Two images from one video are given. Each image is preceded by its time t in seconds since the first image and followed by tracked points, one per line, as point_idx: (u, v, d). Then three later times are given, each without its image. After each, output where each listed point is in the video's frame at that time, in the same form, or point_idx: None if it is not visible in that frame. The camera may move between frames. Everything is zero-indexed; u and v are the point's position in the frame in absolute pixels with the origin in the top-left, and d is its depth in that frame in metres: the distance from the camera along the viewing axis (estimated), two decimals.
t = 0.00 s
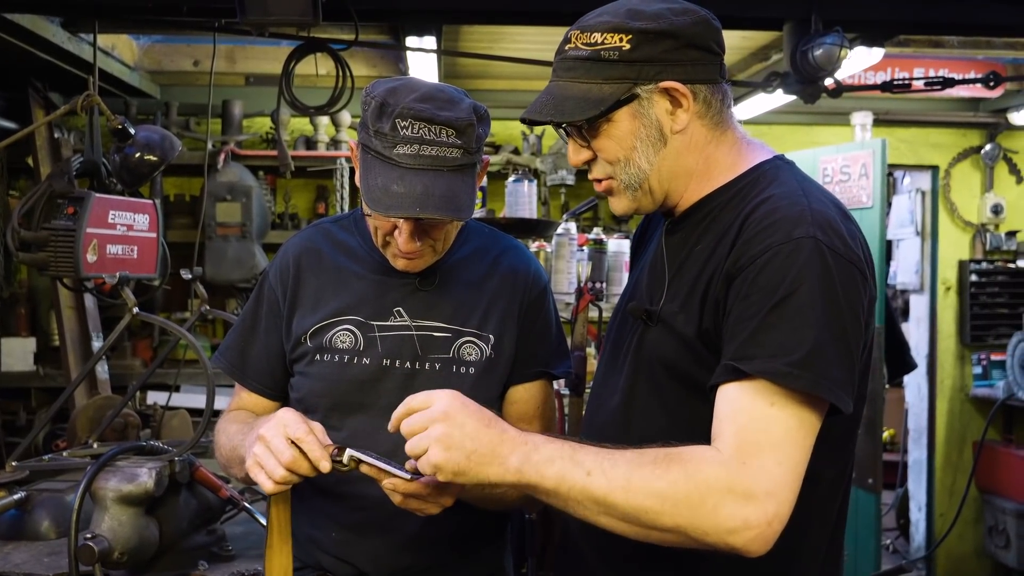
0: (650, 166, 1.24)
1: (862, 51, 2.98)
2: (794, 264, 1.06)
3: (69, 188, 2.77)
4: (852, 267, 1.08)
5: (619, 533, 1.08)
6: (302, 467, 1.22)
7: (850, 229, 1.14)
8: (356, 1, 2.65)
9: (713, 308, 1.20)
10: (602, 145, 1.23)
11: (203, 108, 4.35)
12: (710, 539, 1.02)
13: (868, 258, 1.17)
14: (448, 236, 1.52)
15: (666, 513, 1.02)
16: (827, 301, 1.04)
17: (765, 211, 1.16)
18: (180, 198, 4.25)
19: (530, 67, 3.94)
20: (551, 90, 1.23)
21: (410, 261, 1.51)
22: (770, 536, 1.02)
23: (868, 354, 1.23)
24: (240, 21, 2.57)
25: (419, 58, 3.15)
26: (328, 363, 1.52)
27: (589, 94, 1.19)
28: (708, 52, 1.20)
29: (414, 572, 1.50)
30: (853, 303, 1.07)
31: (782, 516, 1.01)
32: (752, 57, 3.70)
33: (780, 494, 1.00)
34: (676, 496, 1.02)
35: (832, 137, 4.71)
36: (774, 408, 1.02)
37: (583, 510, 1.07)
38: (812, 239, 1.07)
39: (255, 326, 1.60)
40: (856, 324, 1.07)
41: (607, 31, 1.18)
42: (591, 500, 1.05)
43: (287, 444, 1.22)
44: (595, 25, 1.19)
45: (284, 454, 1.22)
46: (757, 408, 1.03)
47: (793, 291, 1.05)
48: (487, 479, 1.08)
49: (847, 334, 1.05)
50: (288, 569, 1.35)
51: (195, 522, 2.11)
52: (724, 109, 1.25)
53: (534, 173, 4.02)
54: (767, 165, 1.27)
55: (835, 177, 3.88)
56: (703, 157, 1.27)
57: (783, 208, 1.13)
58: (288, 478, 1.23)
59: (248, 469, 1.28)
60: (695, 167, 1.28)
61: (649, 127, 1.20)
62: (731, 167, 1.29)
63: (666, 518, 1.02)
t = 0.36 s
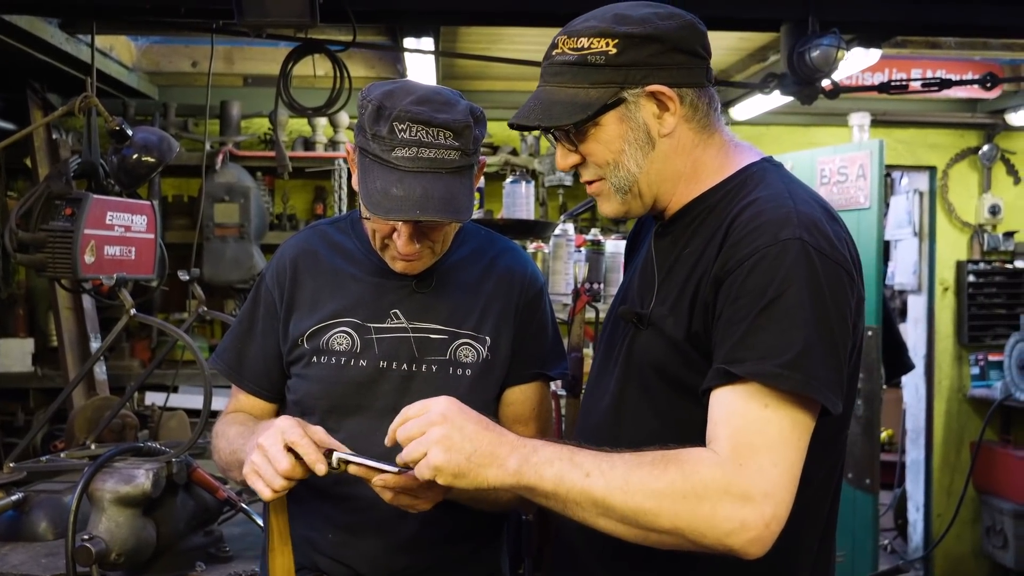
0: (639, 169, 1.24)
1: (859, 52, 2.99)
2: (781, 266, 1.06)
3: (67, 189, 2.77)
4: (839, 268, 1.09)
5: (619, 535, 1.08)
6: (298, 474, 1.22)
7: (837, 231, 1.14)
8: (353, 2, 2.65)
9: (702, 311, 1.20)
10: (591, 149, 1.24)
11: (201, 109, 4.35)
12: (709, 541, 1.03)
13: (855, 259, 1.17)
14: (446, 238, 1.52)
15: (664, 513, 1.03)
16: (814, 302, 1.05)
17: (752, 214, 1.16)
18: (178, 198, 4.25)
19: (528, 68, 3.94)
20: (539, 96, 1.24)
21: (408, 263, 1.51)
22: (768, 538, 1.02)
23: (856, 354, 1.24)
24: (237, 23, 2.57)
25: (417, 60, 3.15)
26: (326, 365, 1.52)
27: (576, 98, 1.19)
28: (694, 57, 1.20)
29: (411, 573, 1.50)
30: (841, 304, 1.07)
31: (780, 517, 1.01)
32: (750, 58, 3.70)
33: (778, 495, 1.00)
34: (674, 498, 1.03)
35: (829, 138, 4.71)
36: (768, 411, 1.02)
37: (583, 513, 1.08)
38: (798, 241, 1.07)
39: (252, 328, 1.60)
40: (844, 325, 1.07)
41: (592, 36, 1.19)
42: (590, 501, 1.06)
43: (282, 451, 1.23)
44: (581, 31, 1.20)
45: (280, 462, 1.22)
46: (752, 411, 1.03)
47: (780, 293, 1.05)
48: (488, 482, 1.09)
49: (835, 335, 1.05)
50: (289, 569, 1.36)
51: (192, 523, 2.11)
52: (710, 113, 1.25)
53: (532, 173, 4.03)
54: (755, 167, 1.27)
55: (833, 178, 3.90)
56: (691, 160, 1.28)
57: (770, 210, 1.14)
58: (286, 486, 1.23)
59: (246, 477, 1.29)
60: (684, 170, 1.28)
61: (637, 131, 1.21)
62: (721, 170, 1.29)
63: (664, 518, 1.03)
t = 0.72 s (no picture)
0: (630, 177, 1.25)
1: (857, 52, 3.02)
2: (765, 263, 1.07)
3: (65, 189, 2.77)
4: (826, 265, 1.09)
5: (569, 521, 1.09)
6: (293, 472, 1.21)
7: (826, 228, 1.15)
8: (350, 2, 2.65)
9: (690, 308, 1.21)
10: (580, 160, 1.25)
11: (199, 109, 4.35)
12: (660, 526, 1.04)
13: (845, 256, 1.18)
14: (442, 237, 1.53)
15: (616, 497, 1.04)
16: (797, 299, 1.05)
17: (741, 212, 1.17)
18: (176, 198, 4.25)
19: (527, 68, 3.95)
20: (525, 112, 1.24)
21: (405, 263, 1.52)
22: (719, 526, 1.03)
23: (848, 352, 1.24)
24: (235, 23, 2.57)
25: (416, 60, 3.16)
26: (323, 364, 1.52)
27: (562, 112, 1.20)
28: (676, 61, 1.21)
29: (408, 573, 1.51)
30: (826, 300, 1.08)
31: (732, 507, 1.03)
32: (747, 58, 3.71)
33: (732, 485, 1.02)
34: (628, 482, 1.04)
35: (827, 138, 4.72)
36: (737, 400, 1.04)
37: (536, 499, 1.09)
38: (783, 238, 1.08)
39: (250, 329, 1.60)
40: (831, 321, 1.08)
41: (574, 49, 1.19)
42: (545, 487, 1.07)
43: (278, 451, 1.22)
44: (561, 45, 1.21)
45: (276, 461, 1.22)
46: (722, 398, 1.04)
47: (764, 289, 1.06)
48: (439, 469, 1.08)
49: (818, 332, 1.06)
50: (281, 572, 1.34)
51: (190, 522, 2.11)
52: (697, 116, 1.26)
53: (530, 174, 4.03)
54: (745, 167, 1.28)
55: (831, 179, 3.90)
56: (681, 164, 1.28)
57: (758, 208, 1.15)
58: (283, 486, 1.23)
59: (241, 478, 1.28)
60: (674, 175, 1.28)
61: (625, 140, 1.21)
62: (711, 171, 1.30)
63: (615, 503, 1.04)
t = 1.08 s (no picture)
0: (622, 178, 1.25)
1: (855, 52, 3.02)
2: (754, 259, 1.08)
3: (62, 188, 2.78)
4: (815, 262, 1.09)
5: (560, 520, 1.09)
6: (290, 470, 1.22)
7: (817, 225, 1.15)
8: (349, 1, 2.65)
9: (682, 305, 1.22)
10: (571, 163, 1.24)
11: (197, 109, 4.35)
12: (651, 524, 1.04)
13: (837, 254, 1.18)
14: (439, 236, 1.52)
15: (607, 495, 1.05)
16: (786, 296, 1.05)
17: (732, 210, 1.17)
18: (174, 198, 4.26)
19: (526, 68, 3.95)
20: (516, 116, 1.24)
21: (403, 262, 1.52)
22: (709, 523, 1.04)
23: (840, 352, 1.24)
24: (233, 22, 2.57)
25: (414, 60, 3.16)
26: (321, 363, 1.52)
27: (552, 115, 1.20)
28: (664, 61, 1.21)
29: (404, 572, 1.51)
30: (816, 298, 1.08)
31: (722, 503, 1.03)
32: (745, 58, 3.71)
33: (721, 481, 1.02)
34: (617, 480, 1.05)
35: (825, 138, 4.72)
36: (726, 396, 1.04)
37: (526, 499, 1.09)
38: (772, 235, 1.08)
39: (247, 326, 1.60)
40: (820, 318, 1.08)
41: (562, 52, 1.20)
42: (535, 486, 1.07)
43: (276, 447, 1.23)
44: (550, 48, 1.21)
45: (273, 457, 1.22)
46: (709, 395, 1.05)
47: (752, 286, 1.07)
48: (428, 469, 1.09)
49: (807, 329, 1.06)
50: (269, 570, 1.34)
51: (188, 522, 2.11)
52: (688, 115, 1.26)
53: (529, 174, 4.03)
54: (738, 165, 1.28)
55: (828, 178, 3.91)
56: (672, 163, 1.28)
57: (748, 205, 1.15)
58: (278, 482, 1.23)
59: (239, 475, 1.27)
60: (666, 174, 1.29)
61: (616, 141, 1.21)
62: (705, 170, 1.30)
63: (606, 501, 1.05)
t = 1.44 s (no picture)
0: (617, 182, 1.25)
1: (853, 52, 3.02)
2: (755, 266, 1.07)
3: (61, 188, 2.79)
4: (815, 267, 1.09)
5: (575, 531, 1.10)
6: (286, 469, 1.21)
7: (815, 228, 1.15)
8: (347, 1, 2.65)
9: (681, 310, 1.22)
10: (565, 169, 1.24)
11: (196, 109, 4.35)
12: (665, 535, 1.05)
13: (835, 257, 1.18)
14: (436, 235, 1.52)
15: (621, 508, 1.05)
16: (787, 303, 1.06)
17: (730, 214, 1.17)
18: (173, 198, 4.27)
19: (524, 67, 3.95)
20: (507, 125, 1.24)
21: (399, 261, 1.52)
22: (723, 534, 1.05)
23: (839, 352, 1.24)
24: (231, 22, 2.57)
25: (412, 59, 3.16)
26: (318, 363, 1.52)
27: (545, 122, 1.20)
28: (656, 64, 1.21)
29: (402, 572, 1.50)
30: (816, 303, 1.08)
31: (735, 514, 1.04)
32: (744, 58, 3.71)
33: (734, 493, 1.03)
34: (631, 494, 1.05)
35: (824, 138, 4.72)
36: (733, 409, 1.04)
37: (541, 510, 1.10)
38: (772, 241, 1.08)
39: (245, 327, 1.60)
40: (821, 323, 1.08)
41: (553, 59, 1.20)
42: (550, 498, 1.08)
43: (273, 446, 1.23)
44: (541, 56, 1.21)
45: (270, 455, 1.22)
46: (716, 408, 1.05)
47: (753, 294, 1.07)
48: (445, 479, 1.08)
49: (809, 335, 1.06)
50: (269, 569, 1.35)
51: (187, 522, 2.11)
52: (681, 117, 1.26)
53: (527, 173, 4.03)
54: (734, 167, 1.28)
55: (827, 178, 3.91)
56: (667, 165, 1.28)
57: (747, 210, 1.15)
58: (276, 481, 1.23)
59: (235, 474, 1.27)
60: (661, 176, 1.29)
61: (609, 146, 1.21)
62: (700, 172, 1.30)
63: (621, 514, 1.05)
